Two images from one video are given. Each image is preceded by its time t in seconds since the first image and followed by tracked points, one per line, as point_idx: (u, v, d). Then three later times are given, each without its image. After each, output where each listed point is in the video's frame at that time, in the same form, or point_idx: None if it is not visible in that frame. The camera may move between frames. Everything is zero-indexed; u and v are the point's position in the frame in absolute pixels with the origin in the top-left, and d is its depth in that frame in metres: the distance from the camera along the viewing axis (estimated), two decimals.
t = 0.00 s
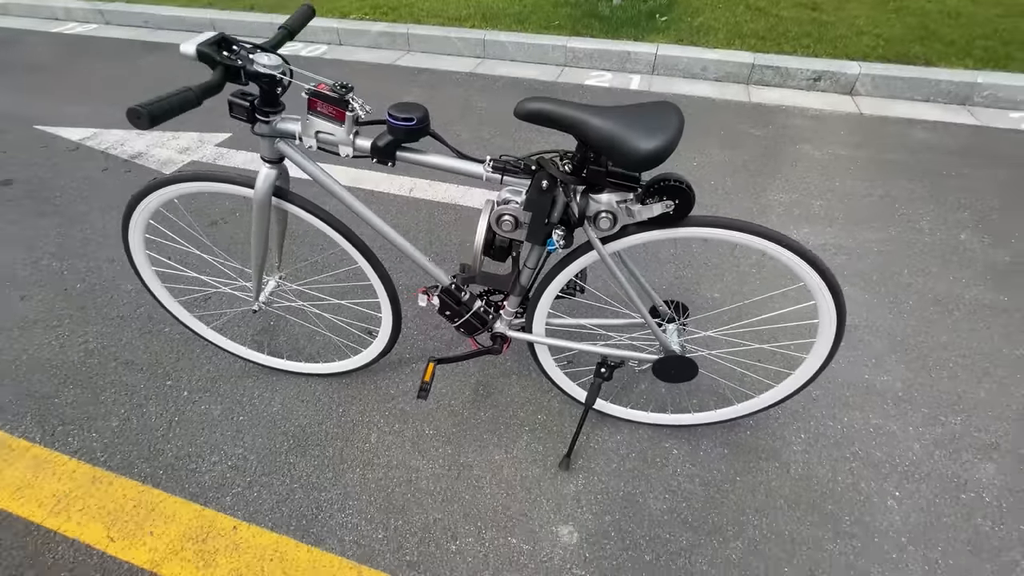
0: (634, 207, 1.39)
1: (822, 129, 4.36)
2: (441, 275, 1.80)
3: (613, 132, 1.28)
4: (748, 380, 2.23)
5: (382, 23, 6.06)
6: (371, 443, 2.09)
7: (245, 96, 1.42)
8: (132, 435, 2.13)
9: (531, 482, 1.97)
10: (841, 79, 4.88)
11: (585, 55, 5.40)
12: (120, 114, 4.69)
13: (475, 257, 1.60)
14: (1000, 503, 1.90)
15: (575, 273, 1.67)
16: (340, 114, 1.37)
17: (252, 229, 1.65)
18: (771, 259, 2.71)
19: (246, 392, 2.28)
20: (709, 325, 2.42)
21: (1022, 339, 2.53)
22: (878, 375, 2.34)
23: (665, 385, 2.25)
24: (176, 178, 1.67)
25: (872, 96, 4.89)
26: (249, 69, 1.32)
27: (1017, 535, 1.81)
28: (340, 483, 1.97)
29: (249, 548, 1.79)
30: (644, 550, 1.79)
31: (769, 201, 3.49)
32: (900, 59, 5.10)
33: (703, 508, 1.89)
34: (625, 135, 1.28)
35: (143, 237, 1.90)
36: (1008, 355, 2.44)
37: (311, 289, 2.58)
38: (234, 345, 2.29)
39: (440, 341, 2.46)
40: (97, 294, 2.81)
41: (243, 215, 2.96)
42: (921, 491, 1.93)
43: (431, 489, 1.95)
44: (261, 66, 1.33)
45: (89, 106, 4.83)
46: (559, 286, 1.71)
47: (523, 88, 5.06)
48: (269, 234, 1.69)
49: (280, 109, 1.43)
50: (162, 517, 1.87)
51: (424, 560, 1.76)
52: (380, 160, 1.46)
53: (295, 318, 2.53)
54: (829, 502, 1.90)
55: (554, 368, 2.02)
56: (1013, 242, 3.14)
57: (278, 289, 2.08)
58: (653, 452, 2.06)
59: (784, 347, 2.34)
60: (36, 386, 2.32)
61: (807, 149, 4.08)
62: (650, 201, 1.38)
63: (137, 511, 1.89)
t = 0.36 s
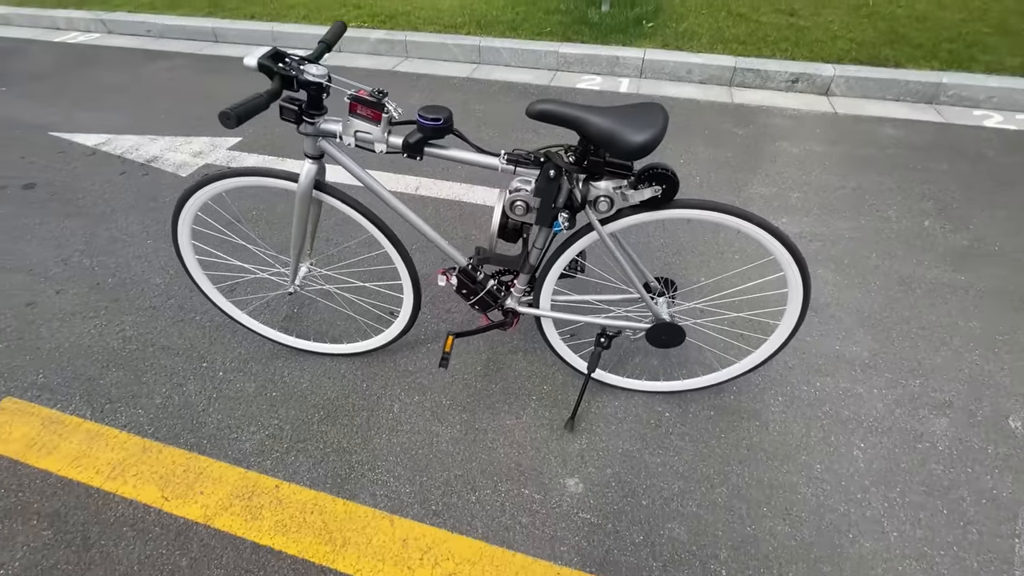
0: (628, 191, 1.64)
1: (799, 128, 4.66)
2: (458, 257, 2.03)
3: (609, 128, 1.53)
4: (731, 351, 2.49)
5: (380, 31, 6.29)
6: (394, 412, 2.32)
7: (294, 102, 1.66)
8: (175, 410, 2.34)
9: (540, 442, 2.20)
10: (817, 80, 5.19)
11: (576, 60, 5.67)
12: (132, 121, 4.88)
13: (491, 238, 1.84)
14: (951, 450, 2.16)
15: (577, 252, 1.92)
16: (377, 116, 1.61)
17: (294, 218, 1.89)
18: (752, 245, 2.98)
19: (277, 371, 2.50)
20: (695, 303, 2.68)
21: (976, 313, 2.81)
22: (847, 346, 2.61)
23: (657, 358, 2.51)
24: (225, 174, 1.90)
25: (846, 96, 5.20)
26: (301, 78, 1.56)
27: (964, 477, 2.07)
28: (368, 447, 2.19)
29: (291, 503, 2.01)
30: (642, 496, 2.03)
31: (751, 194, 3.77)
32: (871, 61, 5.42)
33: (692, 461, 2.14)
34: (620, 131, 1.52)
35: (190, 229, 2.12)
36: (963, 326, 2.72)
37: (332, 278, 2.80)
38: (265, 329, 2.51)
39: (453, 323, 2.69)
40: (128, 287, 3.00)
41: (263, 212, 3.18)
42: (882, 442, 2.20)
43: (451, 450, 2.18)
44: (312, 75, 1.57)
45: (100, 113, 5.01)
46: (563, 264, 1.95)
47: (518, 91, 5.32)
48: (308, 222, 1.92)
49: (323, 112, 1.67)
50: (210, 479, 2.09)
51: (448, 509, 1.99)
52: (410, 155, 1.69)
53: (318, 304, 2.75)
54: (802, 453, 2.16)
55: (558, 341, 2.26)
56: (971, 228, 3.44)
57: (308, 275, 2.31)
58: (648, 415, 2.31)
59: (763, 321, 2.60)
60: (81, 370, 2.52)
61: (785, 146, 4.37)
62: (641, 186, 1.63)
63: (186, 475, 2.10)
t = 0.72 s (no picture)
0: (620, 185, 1.82)
1: (781, 129, 4.89)
2: (465, 249, 2.20)
3: (603, 128, 1.70)
4: (718, 336, 2.68)
5: (376, 39, 6.46)
6: (405, 397, 2.48)
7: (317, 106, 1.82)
8: (198, 398, 2.48)
9: (542, 422, 2.37)
10: (798, 84, 5.43)
11: (567, 66, 5.88)
12: (136, 128, 5.00)
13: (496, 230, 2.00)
14: (919, 422, 2.36)
15: (575, 243, 2.09)
16: (393, 119, 1.78)
17: (313, 214, 2.05)
18: (737, 238, 3.17)
19: (292, 361, 2.64)
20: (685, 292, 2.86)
21: (945, 298, 3.02)
22: (825, 330, 2.81)
23: (650, 344, 2.68)
24: (249, 174, 2.05)
25: (826, 98, 5.44)
26: (325, 85, 1.73)
27: (931, 444, 2.27)
28: (382, 428, 2.34)
29: (312, 480, 2.16)
30: (637, 467, 2.20)
31: (736, 192, 3.98)
32: (849, 65, 5.67)
33: (683, 435, 2.32)
34: (612, 130, 1.70)
35: (213, 225, 2.27)
36: (932, 310, 2.93)
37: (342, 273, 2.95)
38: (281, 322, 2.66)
39: (457, 315, 2.86)
40: (144, 286, 3.13)
41: (273, 212, 3.33)
42: (857, 416, 2.38)
43: (459, 430, 2.34)
44: (334, 82, 1.73)
45: (104, 120, 5.13)
46: (562, 254, 2.12)
47: (512, 96, 5.51)
48: (326, 217, 2.08)
49: (343, 116, 1.83)
50: (234, 460, 2.23)
51: (458, 482, 2.15)
52: (422, 154, 1.85)
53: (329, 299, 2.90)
54: (784, 426, 2.34)
55: (557, 327, 2.43)
56: (942, 220, 3.66)
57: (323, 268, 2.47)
58: (642, 395, 2.48)
59: (747, 308, 2.79)
60: (104, 363, 2.65)
61: (768, 146, 4.59)
62: (632, 180, 1.81)
63: (212, 456, 2.24)
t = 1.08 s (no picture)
0: (609, 184, 1.92)
1: (766, 129, 5.02)
2: (462, 248, 2.29)
3: (592, 131, 1.80)
4: (706, 328, 2.79)
5: (369, 43, 6.54)
6: (406, 391, 2.56)
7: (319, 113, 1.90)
8: (203, 396, 2.55)
9: (538, 413, 2.46)
10: (783, 85, 5.57)
11: (558, 69, 5.99)
12: (132, 133, 5.05)
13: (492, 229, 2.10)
14: (896, 407, 2.48)
15: (567, 240, 2.19)
16: (392, 124, 1.87)
17: (316, 215, 2.14)
18: (724, 235, 3.29)
19: (295, 358, 2.72)
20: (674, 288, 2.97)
21: (922, 290, 3.15)
22: (808, 322, 2.93)
23: (640, 337, 2.79)
24: (253, 178, 2.14)
25: (810, 99, 5.59)
26: (327, 92, 1.81)
27: (907, 428, 2.39)
28: (384, 422, 2.43)
29: (317, 471, 2.24)
30: (629, 454, 2.30)
31: (723, 191, 4.10)
32: (832, 66, 5.82)
33: (673, 423, 2.42)
34: (601, 133, 1.80)
35: (217, 228, 2.35)
36: (910, 302, 3.06)
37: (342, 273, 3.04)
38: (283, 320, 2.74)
39: (454, 312, 2.95)
40: (147, 288, 3.19)
41: (272, 215, 3.40)
42: (838, 402, 2.50)
43: (459, 421, 2.43)
44: (336, 90, 1.82)
45: (99, 126, 5.17)
46: (554, 251, 2.22)
47: (504, 99, 5.61)
48: (328, 218, 2.17)
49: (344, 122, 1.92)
50: (241, 454, 2.31)
51: (458, 471, 2.24)
52: (420, 157, 1.94)
53: (329, 299, 2.99)
54: (769, 413, 2.46)
55: (551, 321, 2.53)
56: (920, 216, 3.80)
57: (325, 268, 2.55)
58: (633, 386, 2.59)
59: (733, 302, 2.91)
60: (111, 363, 2.72)
61: (753, 146, 4.72)
62: (620, 179, 1.91)
63: (219, 451, 2.32)
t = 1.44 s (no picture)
0: (603, 182, 1.90)
1: (760, 123, 5.00)
2: (455, 247, 2.27)
3: (586, 128, 1.78)
4: (702, 325, 2.78)
5: (361, 38, 6.46)
6: (401, 392, 2.54)
7: (307, 111, 1.86)
8: (195, 398, 2.52)
9: (534, 412, 2.45)
10: (777, 78, 5.55)
11: (552, 63, 5.95)
12: (120, 131, 4.97)
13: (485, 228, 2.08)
14: (891, 402, 2.48)
15: (561, 239, 2.16)
16: (382, 123, 1.84)
17: (306, 216, 2.11)
18: (719, 231, 3.27)
19: (288, 360, 2.69)
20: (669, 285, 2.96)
21: (916, 284, 3.15)
22: (804, 318, 2.93)
23: (636, 335, 2.78)
24: (242, 178, 2.10)
25: (804, 92, 5.58)
26: (315, 91, 1.77)
27: (902, 423, 2.39)
28: (378, 423, 2.41)
29: (311, 474, 2.22)
30: (625, 453, 2.29)
31: (717, 186, 4.08)
32: (826, 59, 5.80)
33: (669, 421, 2.42)
34: (595, 131, 1.78)
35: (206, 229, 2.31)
36: (904, 297, 3.06)
37: (335, 274, 3.00)
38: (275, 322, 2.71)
39: (448, 311, 2.93)
40: (137, 290, 3.15)
41: (263, 214, 3.36)
42: (833, 398, 2.50)
43: (454, 422, 2.41)
44: (323, 88, 1.78)
45: (87, 124, 5.09)
46: (548, 250, 2.20)
47: (497, 94, 5.56)
48: (318, 218, 2.13)
49: (334, 120, 1.88)
50: (234, 457, 2.28)
51: (454, 472, 2.22)
52: (411, 156, 1.91)
53: (322, 299, 2.96)
54: (765, 410, 2.45)
55: (546, 320, 2.51)
56: (914, 210, 3.80)
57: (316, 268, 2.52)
58: (629, 384, 2.58)
59: (729, 298, 2.90)
60: (100, 366, 2.68)
61: (748, 140, 4.71)
62: (614, 177, 1.89)
63: (212, 455, 2.29)
